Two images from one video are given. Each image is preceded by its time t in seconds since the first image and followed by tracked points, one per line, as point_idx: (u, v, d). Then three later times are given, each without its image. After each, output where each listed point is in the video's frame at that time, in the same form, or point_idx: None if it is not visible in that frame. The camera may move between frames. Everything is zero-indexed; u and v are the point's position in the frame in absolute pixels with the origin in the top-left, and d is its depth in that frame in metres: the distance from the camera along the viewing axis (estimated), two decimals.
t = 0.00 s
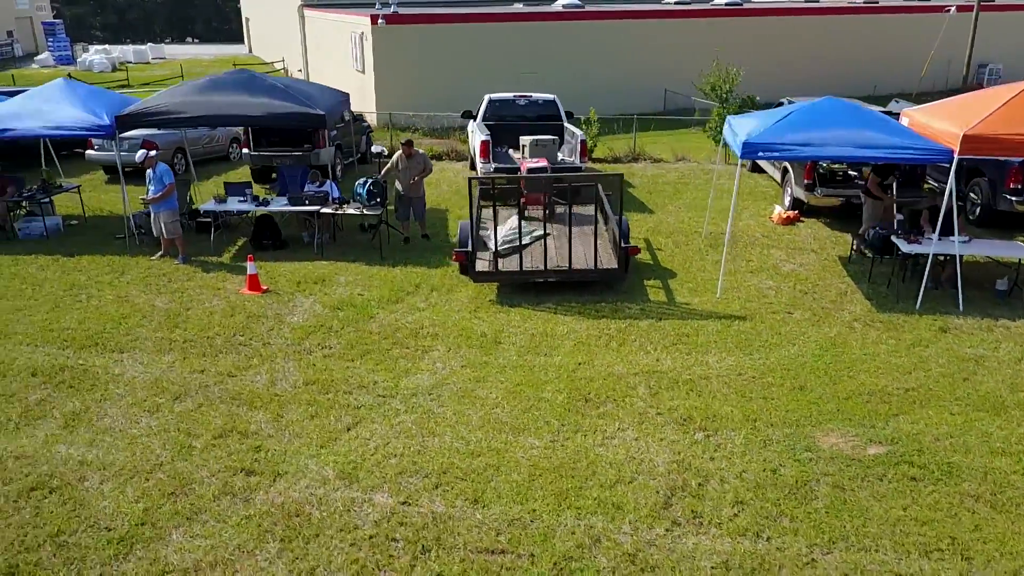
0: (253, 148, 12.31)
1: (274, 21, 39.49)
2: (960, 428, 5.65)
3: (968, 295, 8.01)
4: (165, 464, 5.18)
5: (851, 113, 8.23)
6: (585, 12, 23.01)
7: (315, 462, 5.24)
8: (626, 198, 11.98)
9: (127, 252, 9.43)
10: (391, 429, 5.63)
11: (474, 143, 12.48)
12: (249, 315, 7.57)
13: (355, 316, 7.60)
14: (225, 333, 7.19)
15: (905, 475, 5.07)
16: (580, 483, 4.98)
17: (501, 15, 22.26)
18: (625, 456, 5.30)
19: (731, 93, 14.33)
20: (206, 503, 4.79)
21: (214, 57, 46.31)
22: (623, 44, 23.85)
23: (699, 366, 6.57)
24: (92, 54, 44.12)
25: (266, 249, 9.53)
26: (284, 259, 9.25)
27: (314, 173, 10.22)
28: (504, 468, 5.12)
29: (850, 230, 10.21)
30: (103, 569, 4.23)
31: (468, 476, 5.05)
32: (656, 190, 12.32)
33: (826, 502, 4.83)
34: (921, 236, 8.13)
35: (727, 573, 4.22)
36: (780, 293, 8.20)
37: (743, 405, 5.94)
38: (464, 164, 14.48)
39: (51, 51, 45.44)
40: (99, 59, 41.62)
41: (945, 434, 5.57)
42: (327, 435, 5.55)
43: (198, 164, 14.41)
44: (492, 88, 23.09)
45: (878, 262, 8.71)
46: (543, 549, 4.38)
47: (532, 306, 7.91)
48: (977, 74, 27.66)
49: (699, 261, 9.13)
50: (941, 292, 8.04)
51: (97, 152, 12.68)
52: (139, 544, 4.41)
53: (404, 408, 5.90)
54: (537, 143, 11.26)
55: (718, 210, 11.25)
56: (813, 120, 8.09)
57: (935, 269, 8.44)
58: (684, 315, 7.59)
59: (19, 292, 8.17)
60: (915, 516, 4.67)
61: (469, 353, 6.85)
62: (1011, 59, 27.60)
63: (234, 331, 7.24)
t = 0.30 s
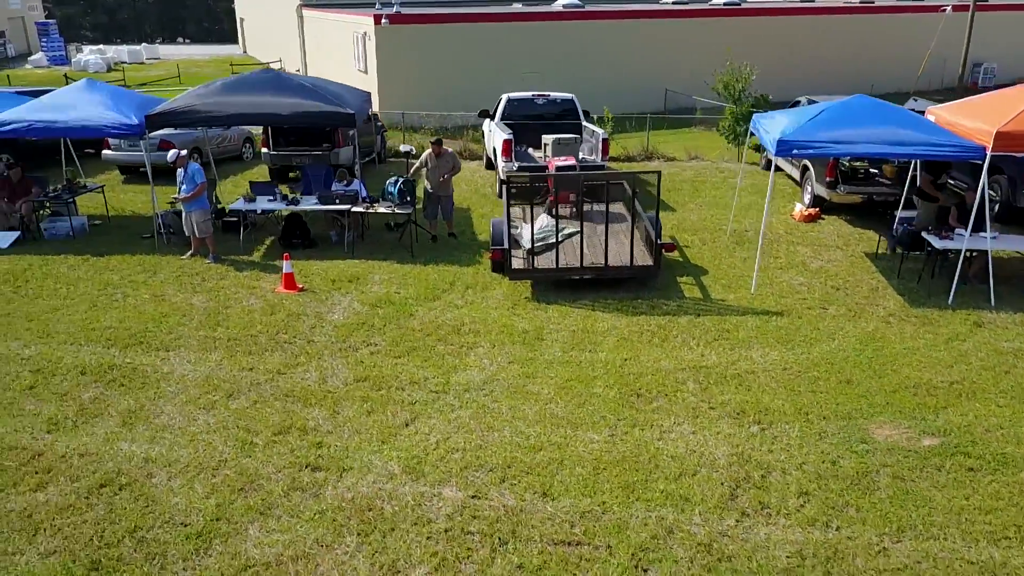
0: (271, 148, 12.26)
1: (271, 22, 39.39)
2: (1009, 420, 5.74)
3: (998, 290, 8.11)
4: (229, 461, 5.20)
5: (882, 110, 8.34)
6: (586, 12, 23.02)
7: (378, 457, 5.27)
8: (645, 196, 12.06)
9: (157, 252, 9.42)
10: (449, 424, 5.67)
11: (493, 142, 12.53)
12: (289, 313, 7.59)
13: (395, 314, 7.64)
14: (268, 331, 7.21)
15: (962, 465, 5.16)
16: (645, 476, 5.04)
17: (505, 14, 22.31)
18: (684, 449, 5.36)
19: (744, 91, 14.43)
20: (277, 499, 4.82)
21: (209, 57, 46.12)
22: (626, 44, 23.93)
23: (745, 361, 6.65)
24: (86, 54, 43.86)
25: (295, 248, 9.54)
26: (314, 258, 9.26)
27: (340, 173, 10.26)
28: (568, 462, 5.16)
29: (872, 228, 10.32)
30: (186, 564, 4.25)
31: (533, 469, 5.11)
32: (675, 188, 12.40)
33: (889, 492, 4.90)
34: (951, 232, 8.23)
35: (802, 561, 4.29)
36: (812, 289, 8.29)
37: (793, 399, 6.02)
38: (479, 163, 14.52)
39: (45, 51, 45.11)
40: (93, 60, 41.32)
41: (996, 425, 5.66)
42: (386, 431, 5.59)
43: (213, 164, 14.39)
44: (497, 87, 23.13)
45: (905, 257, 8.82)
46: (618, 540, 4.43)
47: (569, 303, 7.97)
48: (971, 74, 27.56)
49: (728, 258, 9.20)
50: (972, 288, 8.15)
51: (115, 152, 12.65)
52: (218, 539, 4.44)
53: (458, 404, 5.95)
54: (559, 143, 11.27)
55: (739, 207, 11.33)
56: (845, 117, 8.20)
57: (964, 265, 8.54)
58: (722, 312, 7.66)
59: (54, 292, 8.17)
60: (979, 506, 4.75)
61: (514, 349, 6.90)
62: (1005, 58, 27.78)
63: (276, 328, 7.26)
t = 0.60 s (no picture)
0: (288, 148, 12.32)
1: (265, 21, 39.24)
2: None
3: None
4: (289, 459, 5.22)
5: (909, 108, 8.46)
6: (585, 12, 23.01)
7: (437, 454, 5.31)
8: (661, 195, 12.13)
9: (183, 253, 9.42)
10: (502, 421, 5.71)
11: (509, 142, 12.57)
12: (326, 313, 7.61)
13: (431, 313, 7.67)
14: (308, 330, 7.22)
15: (1013, 457, 5.24)
16: (704, 471, 5.10)
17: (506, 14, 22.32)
18: (738, 444, 5.42)
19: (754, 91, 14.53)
20: (343, 496, 4.85)
21: (201, 57, 45.89)
22: (623, 44, 23.88)
23: (785, 358, 6.73)
24: (78, 55, 43.56)
25: (321, 248, 9.57)
26: (341, 259, 9.29)
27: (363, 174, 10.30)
28: (626, 458, 5.21)
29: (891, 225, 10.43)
30: (262, 561, 4.28)
31: (593, 464, 5.15)
32: (691, 187, 12.49)
33: (945, 484, 4.98)
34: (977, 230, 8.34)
35: (871, 552, 4.37)
36: (841, 286, 8.38)
37: (838, 394, 6.10)
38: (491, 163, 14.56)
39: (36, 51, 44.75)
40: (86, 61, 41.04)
41: None
42: (440, 428, 5.62)
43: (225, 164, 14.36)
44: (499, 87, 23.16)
45: (928, 255, 8.93)
46: (688, 534, 4.49)
47: (602, 301, 8.02)
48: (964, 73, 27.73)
49: (754, 256, 9.29)
50: (998, 284, 8.26)
51: (129, 152, 12.59)
52: (291, 536, 4.46)
53: (507, 401, 5.99)
54: (578, 143, 11.30)
55: (757, 205, 11.43)
56: (873, 115, 8.31)
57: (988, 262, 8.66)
58: (756, 309, 7.74)
59: (86, 292, 8.16)
60: None
61: (555, 347, 6.94)
62: (998, 57, 28.04)
63: (315, 328, 7.27)
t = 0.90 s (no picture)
0: (305, 149, 12.27)
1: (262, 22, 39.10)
2: None
3: None
4: (351, 457, 5.25)
5: (934, 108, 8.58)
6: (585, 13, 23.01)
7: (497, 451, 5.35)
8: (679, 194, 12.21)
9: (211, 253, 9.43)
10: (556, 418, 5.76)
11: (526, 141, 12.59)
12: (364, 313, 7.63)
13: (468, 312, 7.70)
14: (349, 330, 7.24)
15: None
16: (764, 465, 5.17)
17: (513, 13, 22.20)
18: (793, 440, 5.49)
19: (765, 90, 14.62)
20: (410, 493, 4.88)
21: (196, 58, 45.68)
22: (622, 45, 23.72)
23: (826, 354, 6.80)
24: (72, 55, 43.29)
25: (349, 248, 9.58)
26: (371, 259, 9.30)
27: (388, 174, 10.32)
28: (685, 454, 5.27)
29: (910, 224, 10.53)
30: (341, 558, 4.31)
31: (654, 461, 5.21)
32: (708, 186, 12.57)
33: (1002, 477, 5.07)
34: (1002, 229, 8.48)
35: (939, 544, 4.45)
36: (871, 284, 8.47)
37: (883, 390, 6.17)
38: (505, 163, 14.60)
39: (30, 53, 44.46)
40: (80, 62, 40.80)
41: None
42: (496, 426, 5.66)
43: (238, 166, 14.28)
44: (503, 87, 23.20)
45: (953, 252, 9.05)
46: (758, 527, 4.56)
47: (636, 299, 8.08)
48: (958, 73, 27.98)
49: (780, 254, 9.37)
50: None
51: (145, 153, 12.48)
52: (366, 533, 4.50)
53: (559, 399, 6.03)
54: (599, 142, 11.34)
55: (776, 205, 11.51)
56: (902, 115, 8.41)
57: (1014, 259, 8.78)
58: (791, 307, 7.81)
59: (120, 293, 8.15)
60: None
61: (597, 345, 6.99)
62: (992, 57, 28.31)
63: (356, 328, 7.30)
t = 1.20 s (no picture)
0: (322, 149, 12.27)
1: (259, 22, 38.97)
2: None
3: None
4: (408, 454, 5.28)
5: (958, 107, 8.67)
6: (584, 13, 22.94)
7: (552, 447, 5.39)
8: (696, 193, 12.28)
9: (239, 253, 9.43)
10: (606, 414, 5.81)
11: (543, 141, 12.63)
12: (400, 311, 7.66)
13: (504, 310, 7.74)
14: (388, 328, 7.27)
15: None
16: (818, 459, 5.23)
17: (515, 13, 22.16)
18: (843, 434, 5.55)
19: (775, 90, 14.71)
20: (472, 488, 4.92)
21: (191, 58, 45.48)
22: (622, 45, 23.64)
23: (863, 350, 6.87)
24: (67, 56, 43.02)
25: (376, 247, 9.60)
26: (399, 258, 9.33)
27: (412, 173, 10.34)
28: (739, 448, 5.33)
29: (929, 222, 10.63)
30: (414, 552, 4.35)
31: (709, 455, 5.26)
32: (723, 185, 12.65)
33: None
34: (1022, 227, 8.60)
35: (1000, 534, 4.52)
36: (898, 280, 8.56)
37: (925, 385, 6.25)
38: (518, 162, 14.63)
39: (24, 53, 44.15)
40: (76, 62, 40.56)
41: None
42: (548, 422, 5.70)
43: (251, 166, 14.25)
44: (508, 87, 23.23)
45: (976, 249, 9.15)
46: (821, 519, 4.62)
47: (668, 297, 8.13)
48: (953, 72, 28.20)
49: (805, 252, 9.45)
50: None
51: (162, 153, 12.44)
52: (435, 528, 4.53)
53: (606, 395, 6.08)
54: (619, 141, 11.36)
55: (794, 203, 11.60)
56: (927, 114, 8.49)
57: None
58: (822, 303, 7.89)
59: (153, 293, 8.15)
60: None
61: (636, 342, 7.04)
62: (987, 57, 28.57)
63: (395, 326, 7.32)
